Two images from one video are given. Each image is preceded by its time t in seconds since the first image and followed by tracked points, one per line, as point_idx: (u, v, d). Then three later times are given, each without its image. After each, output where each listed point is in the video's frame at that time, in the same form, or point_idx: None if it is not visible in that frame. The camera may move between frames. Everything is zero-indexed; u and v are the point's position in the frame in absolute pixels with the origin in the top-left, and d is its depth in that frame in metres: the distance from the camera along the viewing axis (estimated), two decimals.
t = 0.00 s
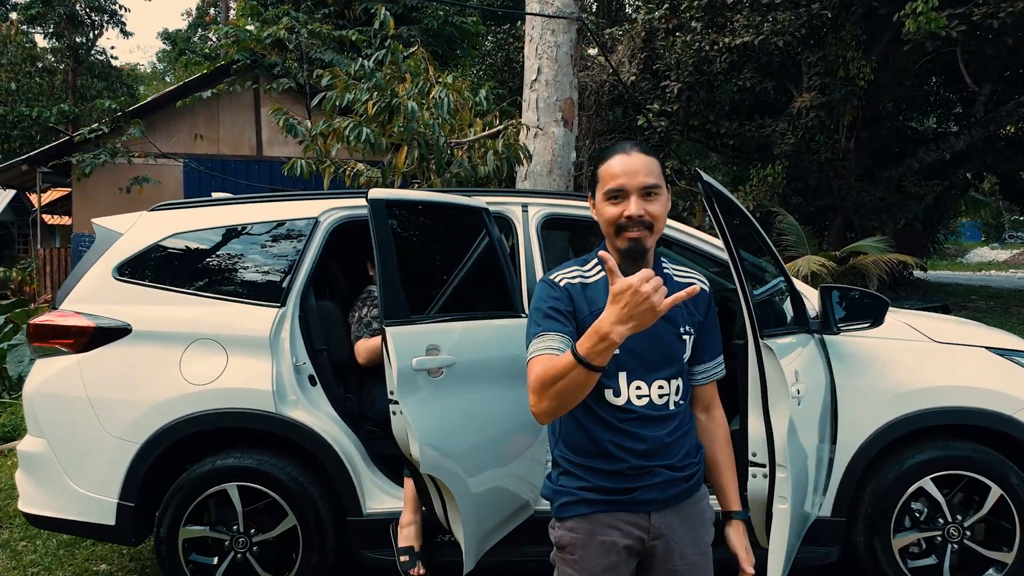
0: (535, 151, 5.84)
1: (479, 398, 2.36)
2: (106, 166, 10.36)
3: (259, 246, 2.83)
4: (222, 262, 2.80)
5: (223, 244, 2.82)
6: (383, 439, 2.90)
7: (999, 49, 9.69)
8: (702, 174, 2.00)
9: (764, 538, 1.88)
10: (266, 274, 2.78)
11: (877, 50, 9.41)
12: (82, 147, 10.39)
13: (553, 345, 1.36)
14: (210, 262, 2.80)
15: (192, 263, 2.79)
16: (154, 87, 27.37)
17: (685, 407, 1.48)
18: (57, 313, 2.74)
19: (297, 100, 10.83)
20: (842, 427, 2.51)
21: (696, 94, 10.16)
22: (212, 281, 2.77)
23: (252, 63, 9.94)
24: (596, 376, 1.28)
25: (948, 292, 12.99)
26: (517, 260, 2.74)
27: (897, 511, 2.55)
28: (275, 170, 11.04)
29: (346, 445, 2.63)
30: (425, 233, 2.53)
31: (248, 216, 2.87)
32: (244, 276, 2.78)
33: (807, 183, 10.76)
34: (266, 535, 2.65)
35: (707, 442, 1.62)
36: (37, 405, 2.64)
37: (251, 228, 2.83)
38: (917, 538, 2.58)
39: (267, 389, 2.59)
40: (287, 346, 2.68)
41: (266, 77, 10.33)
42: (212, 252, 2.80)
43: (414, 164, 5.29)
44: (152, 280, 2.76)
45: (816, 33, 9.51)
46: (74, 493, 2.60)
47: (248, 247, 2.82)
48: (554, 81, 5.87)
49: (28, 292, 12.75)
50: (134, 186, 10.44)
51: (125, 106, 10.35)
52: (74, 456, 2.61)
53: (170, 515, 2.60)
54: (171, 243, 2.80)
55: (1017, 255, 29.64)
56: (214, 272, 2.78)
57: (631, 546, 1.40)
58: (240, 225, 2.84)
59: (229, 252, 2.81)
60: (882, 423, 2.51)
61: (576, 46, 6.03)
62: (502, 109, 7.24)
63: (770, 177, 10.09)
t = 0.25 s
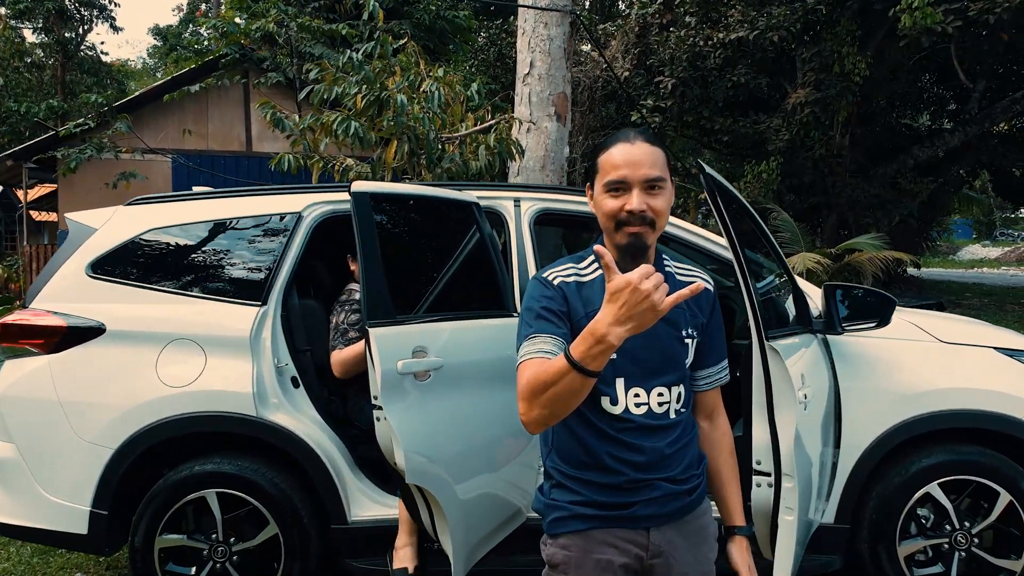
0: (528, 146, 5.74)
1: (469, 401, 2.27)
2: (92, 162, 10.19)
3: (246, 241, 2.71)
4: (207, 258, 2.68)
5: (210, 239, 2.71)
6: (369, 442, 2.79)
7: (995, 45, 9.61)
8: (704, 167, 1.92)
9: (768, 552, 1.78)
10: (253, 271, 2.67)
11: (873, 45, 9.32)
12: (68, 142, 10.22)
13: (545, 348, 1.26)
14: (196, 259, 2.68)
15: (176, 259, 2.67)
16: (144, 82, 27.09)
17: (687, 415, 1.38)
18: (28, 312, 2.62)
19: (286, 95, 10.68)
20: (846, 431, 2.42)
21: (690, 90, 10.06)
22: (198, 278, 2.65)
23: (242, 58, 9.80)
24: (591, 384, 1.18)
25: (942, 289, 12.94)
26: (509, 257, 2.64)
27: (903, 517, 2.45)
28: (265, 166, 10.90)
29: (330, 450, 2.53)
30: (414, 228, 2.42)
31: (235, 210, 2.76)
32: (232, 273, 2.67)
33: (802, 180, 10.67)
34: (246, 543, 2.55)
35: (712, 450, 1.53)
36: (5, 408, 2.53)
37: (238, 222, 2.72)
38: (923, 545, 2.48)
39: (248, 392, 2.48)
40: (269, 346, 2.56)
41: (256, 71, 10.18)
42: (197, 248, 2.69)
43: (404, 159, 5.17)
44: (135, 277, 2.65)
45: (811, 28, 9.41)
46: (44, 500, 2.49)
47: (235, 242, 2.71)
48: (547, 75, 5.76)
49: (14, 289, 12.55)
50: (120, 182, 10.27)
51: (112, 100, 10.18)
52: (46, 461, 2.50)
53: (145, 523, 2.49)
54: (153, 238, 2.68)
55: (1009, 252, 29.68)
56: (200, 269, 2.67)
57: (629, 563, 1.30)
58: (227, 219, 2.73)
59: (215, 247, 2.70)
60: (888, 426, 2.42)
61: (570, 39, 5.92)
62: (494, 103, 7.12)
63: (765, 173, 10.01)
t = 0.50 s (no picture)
0: (518, 143, 5.64)
1: (453, 409, 2.16)
2: (76, 160, 10.03)
3: (231, 240, 2.60)
4: (190, 258, 2.56)
5: (193, 237, 2.59)
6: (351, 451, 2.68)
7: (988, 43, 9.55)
8: (701, 163, 1.82)
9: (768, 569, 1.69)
10: (237, 272, 2.55)
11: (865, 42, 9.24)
12: (51, 139, 10.05)
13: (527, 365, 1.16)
14: (179, 258, 2.56)
15: (157, 257, 2.55)
16: (131, 78, 26.80)
17: (683, 428, 1.29)
18: None
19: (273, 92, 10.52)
20: (848, 438, 2.32)
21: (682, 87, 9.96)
22: (182, 279, 2.53)
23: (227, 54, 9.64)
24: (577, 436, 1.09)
25: (934, 288, 12.91)
26: (497, 257, 2.52)
27: (906, 528, 2.36)
28: (252, 164, 10.75)
29: (308, 459, 2.42)
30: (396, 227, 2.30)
31: (220, 207, 2.64)
32: (219, 274, 2.55)
33: (795, 178, 10.59)
34: (221, 557, 2.44)
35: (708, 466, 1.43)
36: None
37: (224, 219, 2.60)
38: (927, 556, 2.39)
39: (222, 400, 2.37)
40: (244, 352, 2.45)
41: (243, 68, 10.02)
42: (180, 246, 2.57)
43: (391, 156, 5.06)
44: (112, 275, 2.53)
45: (804, 25, 9.32)
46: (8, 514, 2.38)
47: (222, 241, 2.60)
48: (537, 71, 5.65)
49: None
50: (104, 180, 10.11)
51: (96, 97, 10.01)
52: (10, 472, 2.39)
53: (114, 538, 2.38)
54: (131, 235, 2.57)
55: (999, 250, 29.77)
56: (184, 268, 2.55)
57: None
58: (214, 216, 2.61)
59: (199, 246, 2.58)
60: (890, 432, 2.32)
61: (560, 33, 5.82)
62: (484, 99, 7.01)
63: (757, 171, 9.93)
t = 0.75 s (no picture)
0: (512, 142, 5.56)
1: (439, 419, 2.07)
2: (67, 158, 9.91)
3: (219, 240, 2.51)
4: (178, 259, 2.47)
5: (183, 237, 2.50)
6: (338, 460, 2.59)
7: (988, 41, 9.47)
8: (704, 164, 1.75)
9: None
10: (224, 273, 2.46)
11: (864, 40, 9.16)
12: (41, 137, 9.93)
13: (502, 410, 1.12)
14: (166, 260, 2.47)
15: (145, 257, 2.46)
16: (124, 76, 26.63)
17: (677, 442, 1.28)
18: None
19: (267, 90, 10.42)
20: (852, 448, 2.23)
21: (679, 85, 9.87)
22: (170, 281, 2.44)
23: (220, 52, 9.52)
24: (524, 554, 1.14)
25: (932, 288, 12.85)
26: (489, 260, 2.43)
27: (913, 541, 2.27)
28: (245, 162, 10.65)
29: (292, 469, 2.33)
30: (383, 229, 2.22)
31: (209, 207, 2.55)
32: (207, 276, 2.46)
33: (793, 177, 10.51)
34: (203, 571, 2.35)
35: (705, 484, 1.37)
36: None
37: (216, 220, 2.51)
38: (935, 571, 2.30)
39: (202, 408, 2.27)
40: (226, 359, 2.36)
41: (235, 66, 9.91)
42: (168, 247, 2.48)
43: (383, 155, 4.95)
44: (93, 276, 2.43)
45: (803, 22, 9.23)
46: None
47: (211, 241, 2.51)
48: (532, 68, 5.57)
49: None
50: (96, 179, 9.99)
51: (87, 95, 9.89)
52: None
53: (91, 552, 2.29)
54: (117, 234, 2.48)
55: (995, 250, 29.75)
56: (172, 270, 2.46)
57: None
58: (205, 216, 2.52)
59: (187, 247, 2.49)
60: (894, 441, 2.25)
61: (556, 31, 5.73)
62: (478, 97, 6.92)
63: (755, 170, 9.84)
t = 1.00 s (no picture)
0: (512, 138, 5.48)
1: (434, 423, 1.99)
2: (63, 155, 9.81)
3: (213, 236, 2.42)
4: (172, 256, 2.39)
5: (177, 234, 2.42)
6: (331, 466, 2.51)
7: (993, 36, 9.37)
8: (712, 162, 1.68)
9: None
10: (217, 271, 2.37)
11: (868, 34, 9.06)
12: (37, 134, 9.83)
13: (503, 443, 1.11)
14: (159, 257, 2.39)
15: (139, 255, 2.38)
16: (123, 72, 26.54)
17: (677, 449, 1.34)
18: None
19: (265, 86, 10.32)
20: (864, 454, 2.16)
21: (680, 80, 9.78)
22: (165, 279, 2.36)
23: (217, 47, 9.42)
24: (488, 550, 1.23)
25: (934, 285, 12.77)
26: (487, 259, 2.35)
27: (927, 550, 2.20)
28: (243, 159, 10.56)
29: (283, 473, 2.26)
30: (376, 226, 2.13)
31: (206, 202, 2.47)
32: (204, 274, 2.37)
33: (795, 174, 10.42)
34: None
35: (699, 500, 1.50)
36: None
37: (213, 215, 2.43)
38: None
39: (190, 411, 2.18)
40: (214, 362, 2.27)
41: (233, 62, 9.82)
42: (163, 244, 2.40)
43: (381, 151, 4.87)
44: (82, 274, 2.35)
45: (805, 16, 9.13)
46: None
47: (207, 237, 2.42)
48: (532, 63, 5.49)
49: None
50: (92, 175, 9.89)
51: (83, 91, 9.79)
52: None
53: (75, 561, 2.21)
54: (109, 229, 2.40)
55: (997, 247, 29.66)
56: (166, 267, 2.37)
57: None
58: (201, 211, 2.43)
59: (182, 244, 2.41)
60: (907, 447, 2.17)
61: (556, 24, 5.65)
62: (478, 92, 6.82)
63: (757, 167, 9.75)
